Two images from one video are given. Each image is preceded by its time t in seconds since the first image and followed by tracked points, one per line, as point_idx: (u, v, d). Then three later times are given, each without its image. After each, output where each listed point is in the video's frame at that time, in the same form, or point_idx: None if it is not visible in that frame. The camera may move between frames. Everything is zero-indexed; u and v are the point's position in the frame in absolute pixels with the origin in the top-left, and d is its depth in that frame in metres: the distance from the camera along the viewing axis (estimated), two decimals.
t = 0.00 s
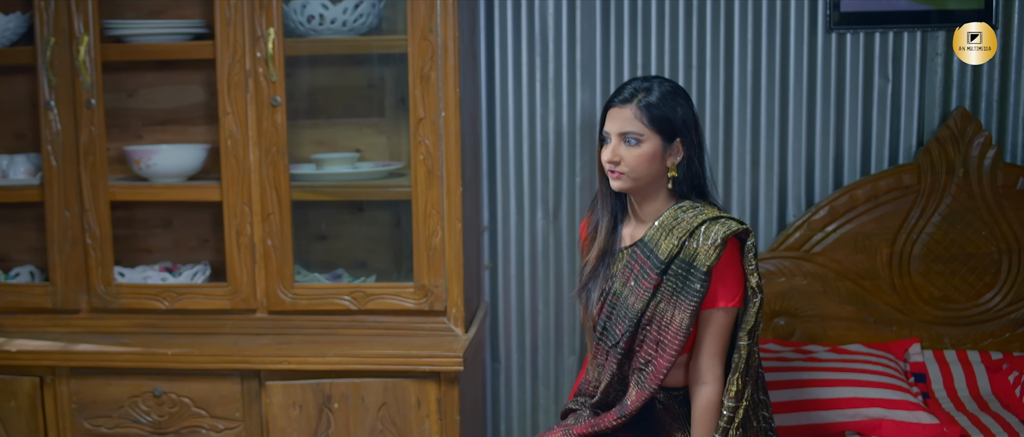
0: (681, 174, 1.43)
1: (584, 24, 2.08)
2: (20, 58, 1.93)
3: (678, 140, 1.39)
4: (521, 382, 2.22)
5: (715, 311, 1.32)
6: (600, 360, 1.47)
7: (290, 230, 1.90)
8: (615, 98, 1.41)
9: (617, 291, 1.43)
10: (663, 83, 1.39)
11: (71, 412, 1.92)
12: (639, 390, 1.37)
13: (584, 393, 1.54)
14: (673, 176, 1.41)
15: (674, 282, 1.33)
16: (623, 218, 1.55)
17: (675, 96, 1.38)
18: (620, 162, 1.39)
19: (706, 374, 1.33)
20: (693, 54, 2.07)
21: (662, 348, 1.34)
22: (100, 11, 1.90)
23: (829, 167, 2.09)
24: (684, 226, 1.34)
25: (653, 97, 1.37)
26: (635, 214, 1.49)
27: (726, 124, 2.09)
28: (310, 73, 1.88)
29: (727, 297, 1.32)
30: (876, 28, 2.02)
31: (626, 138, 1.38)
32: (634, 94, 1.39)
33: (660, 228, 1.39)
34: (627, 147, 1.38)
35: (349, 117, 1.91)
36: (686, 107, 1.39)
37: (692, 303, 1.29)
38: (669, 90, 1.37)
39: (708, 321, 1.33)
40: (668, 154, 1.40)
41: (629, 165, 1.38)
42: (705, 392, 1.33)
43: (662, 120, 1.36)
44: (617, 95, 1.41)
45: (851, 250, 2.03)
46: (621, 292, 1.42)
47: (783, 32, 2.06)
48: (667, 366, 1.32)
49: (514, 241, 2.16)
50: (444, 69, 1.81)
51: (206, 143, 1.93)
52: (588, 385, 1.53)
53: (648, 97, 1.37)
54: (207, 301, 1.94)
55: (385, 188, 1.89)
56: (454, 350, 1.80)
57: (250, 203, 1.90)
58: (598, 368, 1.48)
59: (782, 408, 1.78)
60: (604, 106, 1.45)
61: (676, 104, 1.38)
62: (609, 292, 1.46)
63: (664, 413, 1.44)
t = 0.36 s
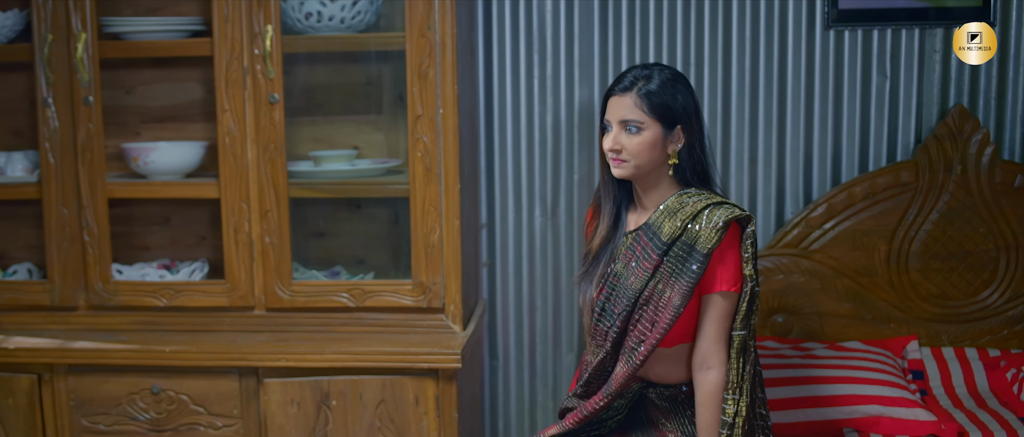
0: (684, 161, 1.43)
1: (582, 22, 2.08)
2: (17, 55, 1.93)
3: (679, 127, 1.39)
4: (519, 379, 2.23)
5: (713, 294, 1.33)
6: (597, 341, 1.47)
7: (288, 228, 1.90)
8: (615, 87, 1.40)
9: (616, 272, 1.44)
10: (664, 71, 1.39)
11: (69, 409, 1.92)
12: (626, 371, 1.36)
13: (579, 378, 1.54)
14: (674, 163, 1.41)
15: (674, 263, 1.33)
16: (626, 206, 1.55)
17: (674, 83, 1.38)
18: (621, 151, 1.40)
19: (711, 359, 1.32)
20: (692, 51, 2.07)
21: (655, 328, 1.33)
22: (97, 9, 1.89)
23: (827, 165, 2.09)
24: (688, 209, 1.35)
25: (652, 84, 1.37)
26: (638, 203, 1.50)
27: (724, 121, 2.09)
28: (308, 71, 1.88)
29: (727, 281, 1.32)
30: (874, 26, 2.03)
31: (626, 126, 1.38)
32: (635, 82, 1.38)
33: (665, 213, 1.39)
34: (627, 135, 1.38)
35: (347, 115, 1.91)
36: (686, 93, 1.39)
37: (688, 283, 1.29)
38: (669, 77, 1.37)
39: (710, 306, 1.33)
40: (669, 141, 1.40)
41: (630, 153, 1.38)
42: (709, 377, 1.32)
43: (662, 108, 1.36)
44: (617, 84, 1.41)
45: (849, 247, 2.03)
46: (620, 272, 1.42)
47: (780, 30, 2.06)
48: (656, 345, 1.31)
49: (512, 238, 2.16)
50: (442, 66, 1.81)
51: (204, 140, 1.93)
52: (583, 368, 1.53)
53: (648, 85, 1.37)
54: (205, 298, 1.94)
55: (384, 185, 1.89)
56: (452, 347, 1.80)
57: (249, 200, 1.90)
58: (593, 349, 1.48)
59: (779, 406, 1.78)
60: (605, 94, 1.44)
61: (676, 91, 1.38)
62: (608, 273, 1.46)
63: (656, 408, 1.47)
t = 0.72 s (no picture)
0: (686, 158, 1.43)
1: (582, 20, 2.09)
2: (16, 53, 1.93)
3: (681, 125, 1.39)
4: (517, 377, 2.23)
5: (720, 290, 1.33)
6: (601, 337, 1.46)
7: (288, 226, 1.90)
8: (618, 85, 1.40)
9: (623, 269, 1.44)
10: (667, 68, 1.39)
11: (68, 407, 1.92)
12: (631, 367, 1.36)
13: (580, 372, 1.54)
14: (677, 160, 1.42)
15: (682, 261, 1.33)
16: (629, 204, 1.54)
17: (677, 80, 1.38)
18: (624, 149, 1.39)
19: (722, 353, 1.32)
20: (691, 49, 2.07)
21: (662, 324, 1.33)
22: (95, 6, 1.89)
23: (826, 162, 2.09)
24: (695, 206, 1.34)
25: (655, 82, 1.37)
26: (641, 201, 1.50)
27: (723, 118, 2.09)
28: (306, 68, 1.88)
29: (735, 279, 1.32)
30: (872, 23, 2.03)
31: (630, 123, 1.38)
32: (637, 80, 1.38)
33: (672, 209, 1.39)
34: (632, 133, 1.38)
35: (346, 112, 1.91)
36: (689, 90, 1.39)
37: (696, 281, 1.29)
38: (672, 74, 1.37)
39: (716, 302, 1.33)
40: (672, 138, 1.40)
41: (632, 151, 1.38)
42: (721, 371, 1.32)
43: (664, 105, 1.36)
44: (619, 81, 1.40)
45: (848, 245, 2.03)
46: (627, 269, 1.42)
47: (780, 28, 2.06)
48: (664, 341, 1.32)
49: (511, 235, 2.16)
50: (440, 64, 1.81)
51: (204, 138, 1.93)
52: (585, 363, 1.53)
53: (651, 82, 1.37)
54: (204, 296, 1.94)
55: (383, 183, 1.89)
56: (451, 345, 1.80)
57: (248, 198, 1.90)
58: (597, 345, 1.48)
59: (778, 403, 1.78)
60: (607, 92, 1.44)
61: (679, 89, 1.38)
62: (615, 270, 1.46)
63: (654, 404, 1.48)
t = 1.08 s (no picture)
0: (691, 158, 1.43)
1: (581, 18, 2.08)
2: (15, 52, 1.93)
3: (686, 124, 1.39)
4: (517, 375, 2.23)
5: (720, 291, 1.33)
6: (601, 334, 1.47)
7: (287, 224, 1.90)
8: (622, 84, 1.40)
9: (624, 266, 1.44)
10: (672, 67, 1.39)
11: (67, 405, 1.92)
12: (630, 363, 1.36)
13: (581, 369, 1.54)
14: (681, 160, 1.42)
15: (682, 259, 1.33)
16: (632, 202, 1.54)
17: (682, 79, 1.38)
18: (628, 148, 1.39)
19: (724, 355, 1.32)
20: (691, 48, 2.07)
21: (660, 322, 1.33)
22: (95, 5, 1.89)
23: (826, 161, 2.09)
24: (697, 205, 1.34)
25: (660, 81, 1.37)
26: (645, 199, 1.50)
27: (723, 116, 2.09)
28: (306, 67, 1.88)
29: (735, 279, 1.32)
30: (872, 21, 2.03)
31: (634, 122, 1.38)
32: (642, 79, 1.38)
33: (674, 208, 1.39)
34: (635, 132, 1.38)
35: (346, 111, 1.91)
36: (694, 90, 1.39)
37: (695, 279, 1.29)
38: (677, 74, 1.37)
39: (717, 304, 1.33)
40: (676, 137, 1.40)
41: (637, 150, 1.38)
42: (723, 374, 1.32)
43: (669, 105, 1.36)
44: (624, 80, 1.40)
45: (847, 244, 2.03)
46: (629, 266, 1.42)
47: (780, 27, 2.06)
48: (662, 340, 1.31)
49: (510, 234, 2.16)
50: (440, 62, 1.81)
51: (203, 136, 1.93)
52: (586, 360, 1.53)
53: (656, 82, 1.37)
54: (204, 294, 1.94)
55: (382, 181, 1.89)
56: (451, 343, 1.80)
57: (247, 196, 1.90)
58: (597, 341, 1.48)
59: (778, 401, 1.78)
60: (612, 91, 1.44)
61: (684, 88, 1.38)
62: (617, 267, 1.46)
63: (654, 403, 1.48)
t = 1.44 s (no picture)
0: (690, 157, 1.43)
1: (581, 17, 2.08)
2: (15, 50, 1.93)
3: (688, 122, 1.39)
4: (517, 373, 2.23)
5: (726, 287, 1.33)
6: (603, 332, 1.47)
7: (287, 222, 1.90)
8: (628, 76, 1.40)
9: (626, 264, 1.44)
10: (678, 66, 1.39)
11: (67, 404, 1.92)
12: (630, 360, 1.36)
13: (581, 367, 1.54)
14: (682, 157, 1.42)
15: (683, 256, 1.33)
16: (632, 200, 1.55)
17: (687, 77, 1.38)
18: (628, 140, 1.39)
19: (731, 350, 1.33)
20: (691, 47, 2.07)
21: (661, 319, 1.33)
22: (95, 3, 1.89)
23: (826, 159, 2.09)
24: (699, 202, 1.34)
25: (666, 77, 1.37)
26: (646, 196, 1.50)
27: (723, 115, 2.09)
28: (306, 65, 1.88)
29: (738, 275, 1.31)
30: (872, 20, 2.03)
31: (637, 115, 1.39)
32: (648, 74, 1.38)
33: (676, 206, 1.39)
34: (637, 124, 1.38)
35: (346, 109, 1.91)
36: (699, 89, 1.39)
37: (697, 276, 1.29)
38: (683, 72, 1.37)
39: (723, 299, 1.33)
40: (678, 134, 1.40)
41: (637, 143, 1.38)
42: (730, 368, 1.33)
43: (673, 101, 1.37)
44: (630, 74, 1.41)
45: (847, 242, 2.03)
46: (631, 264, 1.42)
47: (780, 26, 2.06)
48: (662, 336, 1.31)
49: (510, 232, 2.16)
50: (440, 61, 1.81)
51: (203, 134, 1.93)
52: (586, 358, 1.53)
53: (661, 77, 1.37)
54: (204, 293, 1.94)
55: (382, 179, 1.89)
56: (451, 342, 1.80)
57: (247, 195, 1.90)
58: (598, 340, 1.48)
59: (778, 400, 1.78)
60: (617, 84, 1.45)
61: (689, 86, 1.38)
62: (618, 265, 1.46)
63: (654, 402, 1.49)
